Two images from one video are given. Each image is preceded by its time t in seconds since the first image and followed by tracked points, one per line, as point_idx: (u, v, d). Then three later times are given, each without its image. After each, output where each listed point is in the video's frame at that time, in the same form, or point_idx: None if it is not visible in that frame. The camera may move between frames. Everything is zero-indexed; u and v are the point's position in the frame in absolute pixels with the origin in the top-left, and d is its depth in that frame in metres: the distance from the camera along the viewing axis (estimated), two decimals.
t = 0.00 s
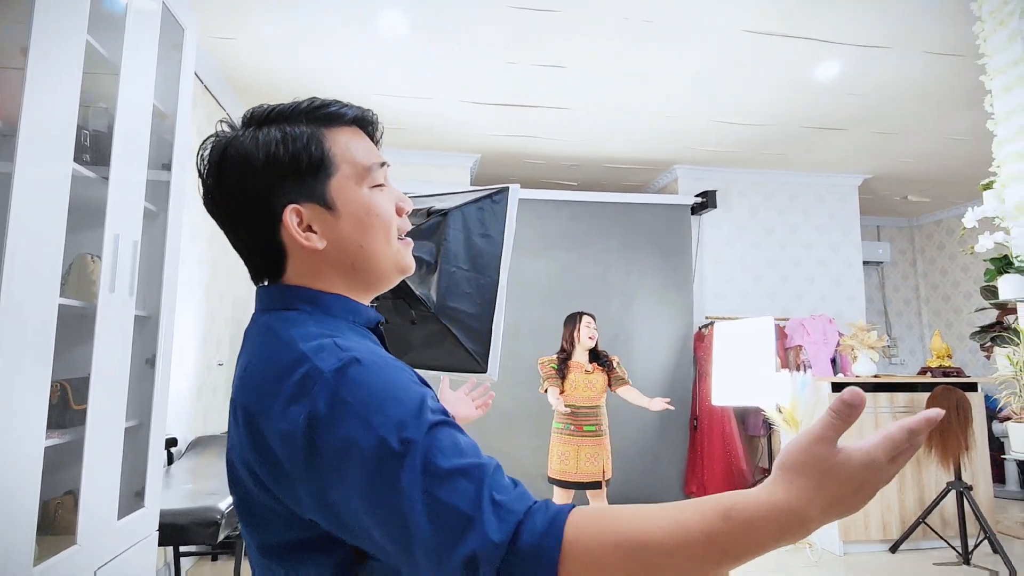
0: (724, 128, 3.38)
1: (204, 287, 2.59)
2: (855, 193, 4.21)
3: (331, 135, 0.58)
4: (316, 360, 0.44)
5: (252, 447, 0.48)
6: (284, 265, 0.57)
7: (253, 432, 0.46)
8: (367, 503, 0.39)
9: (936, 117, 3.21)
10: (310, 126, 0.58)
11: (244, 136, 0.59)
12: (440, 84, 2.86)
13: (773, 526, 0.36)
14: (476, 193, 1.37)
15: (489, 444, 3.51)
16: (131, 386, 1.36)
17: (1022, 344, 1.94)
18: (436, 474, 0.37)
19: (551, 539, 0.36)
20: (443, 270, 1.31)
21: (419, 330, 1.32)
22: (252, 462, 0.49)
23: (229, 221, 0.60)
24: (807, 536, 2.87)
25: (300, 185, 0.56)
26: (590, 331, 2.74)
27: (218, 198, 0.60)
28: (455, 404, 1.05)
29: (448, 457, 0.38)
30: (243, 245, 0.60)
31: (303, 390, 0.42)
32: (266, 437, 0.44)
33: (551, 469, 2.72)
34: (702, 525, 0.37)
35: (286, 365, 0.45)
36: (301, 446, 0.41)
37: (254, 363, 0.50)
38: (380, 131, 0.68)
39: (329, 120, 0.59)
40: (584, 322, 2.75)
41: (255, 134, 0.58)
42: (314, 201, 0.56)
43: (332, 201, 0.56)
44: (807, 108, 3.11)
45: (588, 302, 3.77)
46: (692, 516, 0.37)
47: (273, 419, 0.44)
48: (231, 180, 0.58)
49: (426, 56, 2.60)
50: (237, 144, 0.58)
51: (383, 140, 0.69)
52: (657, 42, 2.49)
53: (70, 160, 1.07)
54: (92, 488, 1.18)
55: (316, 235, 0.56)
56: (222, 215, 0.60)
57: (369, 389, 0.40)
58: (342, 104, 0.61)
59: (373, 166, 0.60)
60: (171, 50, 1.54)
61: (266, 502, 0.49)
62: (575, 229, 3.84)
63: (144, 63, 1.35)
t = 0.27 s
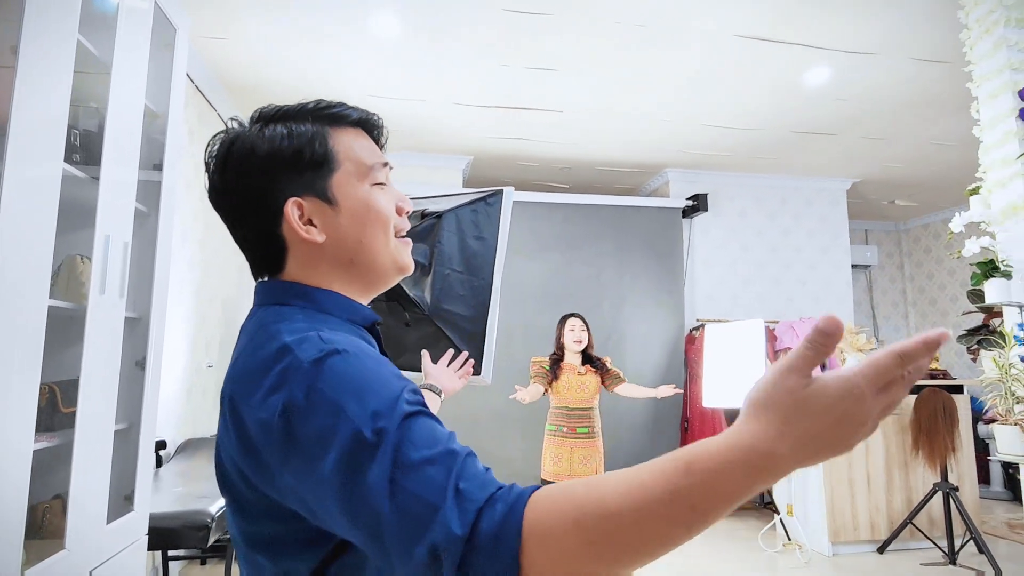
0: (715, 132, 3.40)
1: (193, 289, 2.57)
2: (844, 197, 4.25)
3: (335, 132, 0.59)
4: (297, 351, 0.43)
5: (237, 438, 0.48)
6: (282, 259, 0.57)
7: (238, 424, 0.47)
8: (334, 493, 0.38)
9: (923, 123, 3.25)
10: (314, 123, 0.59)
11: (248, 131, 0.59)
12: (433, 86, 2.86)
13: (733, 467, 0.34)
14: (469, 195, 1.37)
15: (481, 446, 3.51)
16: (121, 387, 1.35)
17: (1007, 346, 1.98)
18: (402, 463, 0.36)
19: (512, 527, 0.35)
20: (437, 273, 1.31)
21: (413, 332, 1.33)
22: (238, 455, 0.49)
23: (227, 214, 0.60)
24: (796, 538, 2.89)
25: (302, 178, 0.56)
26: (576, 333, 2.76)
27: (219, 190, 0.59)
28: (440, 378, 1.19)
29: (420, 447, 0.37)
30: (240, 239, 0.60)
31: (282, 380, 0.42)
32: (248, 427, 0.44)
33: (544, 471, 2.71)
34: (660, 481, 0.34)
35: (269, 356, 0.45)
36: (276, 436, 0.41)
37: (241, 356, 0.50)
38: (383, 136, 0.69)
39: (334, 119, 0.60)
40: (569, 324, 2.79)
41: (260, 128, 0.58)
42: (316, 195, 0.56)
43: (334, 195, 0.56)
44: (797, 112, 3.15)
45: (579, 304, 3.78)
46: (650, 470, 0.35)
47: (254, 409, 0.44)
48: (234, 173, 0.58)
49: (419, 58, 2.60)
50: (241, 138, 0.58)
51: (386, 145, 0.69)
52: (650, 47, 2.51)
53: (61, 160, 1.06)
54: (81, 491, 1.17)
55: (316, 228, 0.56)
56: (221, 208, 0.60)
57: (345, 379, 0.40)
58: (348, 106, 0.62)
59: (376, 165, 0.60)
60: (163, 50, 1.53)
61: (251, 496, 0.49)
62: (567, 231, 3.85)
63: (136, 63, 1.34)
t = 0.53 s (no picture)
0: (710, 136, 3.42)
1: (188, 292, 2.55)
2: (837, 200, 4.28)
3: (350, 134, 0.59)
4: (295, 354, 0.43)
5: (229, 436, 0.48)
6: (291, 257, 0.56)
7: (232, 422, 0.47)
8: (322, 501, 0.38)
9: (915, 127, 3.28)
10: (329, 125, 0.59)
11: (263, 129, 0.59)
12: (429, 88, 2.86)
13: (672, 416, 0.37)
14: (467, 199, 1.37)
15: (477, 449, 3.50)
16: (117, 391, 1.34)
17: (999, 349, 1.98)
18: (391, 476, 0.36)
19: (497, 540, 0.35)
20: (436, 276, 1.31)
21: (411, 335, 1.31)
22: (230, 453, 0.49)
23: (235, 211, 0.59)
24: (791, 539, 2.90)
25: (316, 176, 0.56)
26: (568, 338, 2.76)
27: (228, 186, 0.59)
28: (437, 360, 1.19)
29: (412, 459, 0.37)
30: (247, 237, 0.59)
31: (278, 384, 0.42)
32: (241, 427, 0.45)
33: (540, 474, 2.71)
34: (613, 447, 0.37)
35: (265, 358, 0.45)
36: (268, 440, 0.41)
37: (237, 356, 0.50)
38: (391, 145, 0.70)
39: (348, 123, 0.60)
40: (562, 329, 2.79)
41: (275, 127, 0.58)
42: (330, 194, 0.56)
43: (347, 195, 0.56)
44: (791, 116, 3.17)
45: (575, 307, 3.78)
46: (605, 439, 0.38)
47: (248, 410, 0.44)
48: (245, 169, 0.57)
49: (415, 60, 2.60)
50: (255, 135, 0.58)
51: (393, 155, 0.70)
52: (646, 51, 2.52)
53: (58, 161, 1.05)
54: (76, 495, 1.16)
55: (328, 227, 0.55)
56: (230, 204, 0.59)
57: (340, 385, 0.40)
58: (360, 112, 0.63)
59: (387, 170, 0.61)
60: (160, 52, 1.52)
61: (242, 494, 0.49)
62: (562, 234, 3.85)
63: (132, 64, 1.33)
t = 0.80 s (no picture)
0: (708, 138, 3.43)
1: (186, 295, 2.55)
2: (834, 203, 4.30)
3: (365, 144, 0.60)
4: (321, 371, 0.43)
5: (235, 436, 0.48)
6: (301, 259, 0.56)
7: (240, 425, 0.46)
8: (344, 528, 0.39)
9: (911, 130, 3.30)
10: (345, 132, 0.59)
11: (278, 128, 0.58)
12: (427, 91, 2.86)
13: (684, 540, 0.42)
14: (468, 201, 1.36)
15: (476, 452, 3.50)
16: (116, 395, 1.34)
17: (997, 351, 1.99)
18: (420, 516, 0.38)
19: None
20: (438, 279, 1.31)
21: (413, 338, 1.33)
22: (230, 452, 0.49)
23: (241, 209, 0.58)
24: (791, 541, 2.90)
25: (335, 181, 0.56)
26: (573, 342, 2.74)
27: (237, 183, 0.57)
28: (446, 398, 1.14)
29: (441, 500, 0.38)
30: (250, 236, 0.58)
31: (303, 400, 0.42)
32: (252, 434, 0.45)
33: (540, 477, 2.71)
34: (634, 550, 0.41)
35: (286, 370, 0.45)
36: (287, 455, 0.41)
37: (247, 360, 0.50)
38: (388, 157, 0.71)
39: (361, 132, 0.61)
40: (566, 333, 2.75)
41: (291, 129, 0.58)
42: (347, 200, 0.56)
43: (363, 202, 0.57)
44: (789, 119, 3.18)
45: (573, 309, 3.79)
46: (616, 531, 0.43)
47: (266, 420, 0.44)
48: (254, 169, 0.56)
49: (414, 63, 2.60)
50: (270, 134, 0.57)
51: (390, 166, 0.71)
52: (643, 54, 2.53)
53: (58, 163, 1.05)
54: (76, 499, 1.15)
55: (344, 232, 0.56)
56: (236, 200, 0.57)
57: (371, 414, 0.41)
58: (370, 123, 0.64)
59: (396, 181, 0.62)
60: (159, 54, 1.52)
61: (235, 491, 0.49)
62: (560, 237, 3.86)
63: (131, 66, 1.33)
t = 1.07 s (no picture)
0: (705, 141, 3.44)
1: (185, 299, 2.54)
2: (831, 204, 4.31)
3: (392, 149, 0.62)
4: (383, 365, 0.45)
5: (269, 426, 0.46)
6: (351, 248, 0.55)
7: (283, 415, 0.46)
8: (411, 521, 0.40)
9: (908, 131, 3.31)
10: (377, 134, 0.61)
11: (323, 117, 0.56)
12: (426, 95, 2.87)
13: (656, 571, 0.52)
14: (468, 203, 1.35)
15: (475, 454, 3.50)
16: (116, 400, 1.33)
17: (996, 351, 2.00)
18: (489, 507, 0.42)
19: None
20: (438, 281, 1.30)
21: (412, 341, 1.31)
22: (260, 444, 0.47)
23: (279, 192, 0.52)
24: (790, 543, 2.91)
25: (387, 178, 0.57)
26: (573, 345, 2.75)
27: (281, 164, 0.52)
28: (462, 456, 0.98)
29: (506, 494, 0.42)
30: (281, 222, 0.53)
31: (366, 391, 0.43)
32: (301, 425, 0.44)
33: (539, 479, 2.70)
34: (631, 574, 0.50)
35: (342, 362, 0.45)
36: (350, 447, 0.42)
37: (285, 351, 0.49)
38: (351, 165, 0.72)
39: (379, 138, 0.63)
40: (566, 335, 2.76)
41: (337, 119, 0.56)
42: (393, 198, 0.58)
43: (403, 202, 0.60)
44: (786, 122, 3.19)
45: (572, 312, 3.79)
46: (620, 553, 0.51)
47: (322, 412, 0.44)
48: (295, 153, 0.52)
49: (412, 67, 2.61)
50: (319, 122, 0.55)
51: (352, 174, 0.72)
52: (641, 57, 2.54)
53: (59, 167, 1.05)
54: (76, 504, 1.15)
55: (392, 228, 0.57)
56: (272, 181, 0.52)
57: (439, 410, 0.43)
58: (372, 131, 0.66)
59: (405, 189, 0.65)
60: (159, 59, 1.52)
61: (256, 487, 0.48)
62: (559, 239, 3.86)
63: (132, 72, 1.33)
